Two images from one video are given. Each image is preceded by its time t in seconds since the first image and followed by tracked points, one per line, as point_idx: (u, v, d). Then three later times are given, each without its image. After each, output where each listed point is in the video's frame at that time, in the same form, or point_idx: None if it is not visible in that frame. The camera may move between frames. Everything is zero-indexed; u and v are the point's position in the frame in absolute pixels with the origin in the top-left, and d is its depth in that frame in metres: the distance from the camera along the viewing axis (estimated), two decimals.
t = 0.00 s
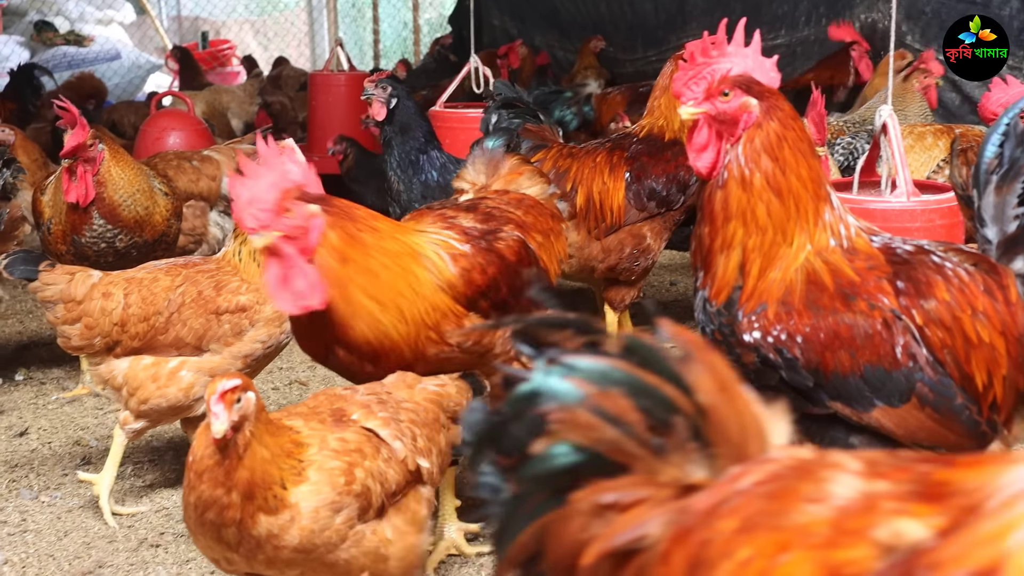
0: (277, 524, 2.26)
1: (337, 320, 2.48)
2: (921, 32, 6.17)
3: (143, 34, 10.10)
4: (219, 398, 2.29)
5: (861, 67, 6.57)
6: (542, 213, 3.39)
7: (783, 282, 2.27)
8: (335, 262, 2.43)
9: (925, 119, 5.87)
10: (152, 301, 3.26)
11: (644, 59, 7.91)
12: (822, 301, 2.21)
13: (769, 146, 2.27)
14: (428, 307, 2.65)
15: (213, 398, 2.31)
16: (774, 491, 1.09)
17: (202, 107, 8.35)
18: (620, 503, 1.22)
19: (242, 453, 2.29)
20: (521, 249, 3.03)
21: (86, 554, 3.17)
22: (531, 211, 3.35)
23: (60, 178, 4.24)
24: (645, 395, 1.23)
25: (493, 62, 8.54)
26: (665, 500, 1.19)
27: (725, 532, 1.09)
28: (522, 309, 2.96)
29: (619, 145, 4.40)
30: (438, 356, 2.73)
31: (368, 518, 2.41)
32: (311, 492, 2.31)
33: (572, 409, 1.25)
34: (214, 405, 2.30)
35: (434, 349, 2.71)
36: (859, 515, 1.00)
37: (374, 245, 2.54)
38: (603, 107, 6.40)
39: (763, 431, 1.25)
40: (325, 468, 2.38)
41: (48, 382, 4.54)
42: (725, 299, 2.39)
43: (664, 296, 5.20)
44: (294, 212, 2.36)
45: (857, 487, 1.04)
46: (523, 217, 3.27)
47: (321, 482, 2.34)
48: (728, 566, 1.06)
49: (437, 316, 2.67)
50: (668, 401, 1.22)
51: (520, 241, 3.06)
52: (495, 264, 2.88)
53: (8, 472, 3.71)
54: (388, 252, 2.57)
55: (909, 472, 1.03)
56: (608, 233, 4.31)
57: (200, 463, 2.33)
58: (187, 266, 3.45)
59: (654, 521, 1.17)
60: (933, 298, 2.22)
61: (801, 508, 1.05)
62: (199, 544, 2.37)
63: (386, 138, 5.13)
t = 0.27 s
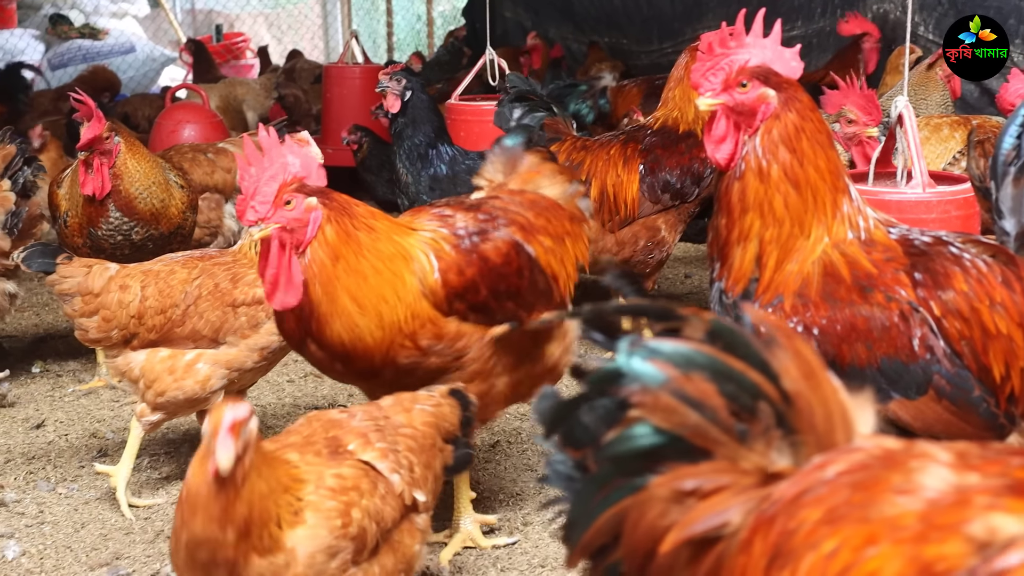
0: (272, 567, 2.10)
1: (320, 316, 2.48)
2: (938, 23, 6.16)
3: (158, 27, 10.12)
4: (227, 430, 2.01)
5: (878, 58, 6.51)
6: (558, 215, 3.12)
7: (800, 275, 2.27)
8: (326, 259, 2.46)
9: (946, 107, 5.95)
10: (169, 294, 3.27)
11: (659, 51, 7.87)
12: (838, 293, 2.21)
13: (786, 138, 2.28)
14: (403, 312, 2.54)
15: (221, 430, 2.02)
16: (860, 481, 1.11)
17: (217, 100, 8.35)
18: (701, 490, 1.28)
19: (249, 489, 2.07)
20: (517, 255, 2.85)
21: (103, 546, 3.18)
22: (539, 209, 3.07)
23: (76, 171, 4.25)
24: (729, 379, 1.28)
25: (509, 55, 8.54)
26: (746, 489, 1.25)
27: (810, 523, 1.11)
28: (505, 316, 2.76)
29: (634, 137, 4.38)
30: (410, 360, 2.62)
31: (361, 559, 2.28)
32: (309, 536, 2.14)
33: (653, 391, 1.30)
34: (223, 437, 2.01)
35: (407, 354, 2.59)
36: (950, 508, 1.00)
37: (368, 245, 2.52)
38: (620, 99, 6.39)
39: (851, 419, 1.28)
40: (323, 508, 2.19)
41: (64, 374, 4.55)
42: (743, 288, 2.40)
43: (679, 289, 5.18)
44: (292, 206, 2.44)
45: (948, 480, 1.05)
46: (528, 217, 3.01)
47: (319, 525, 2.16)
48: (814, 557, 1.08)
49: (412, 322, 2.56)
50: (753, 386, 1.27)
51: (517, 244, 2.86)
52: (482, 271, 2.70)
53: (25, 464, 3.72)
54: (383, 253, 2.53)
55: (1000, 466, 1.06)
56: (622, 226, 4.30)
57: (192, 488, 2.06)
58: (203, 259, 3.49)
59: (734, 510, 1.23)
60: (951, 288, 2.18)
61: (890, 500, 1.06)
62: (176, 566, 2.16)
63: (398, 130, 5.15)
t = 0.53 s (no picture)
0: None
1: (266, 306, 2.26)
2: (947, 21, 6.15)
3: (166, 25, 10.26)
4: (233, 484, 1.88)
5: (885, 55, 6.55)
6: (534, 232, 2.99)
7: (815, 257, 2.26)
8: (270, 246, 2.25)
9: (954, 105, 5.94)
10: (180, 291, 3.27)
11: (667, 49, 7.87)
12: (848, 288, 2.21)
13: (788, 92, 2.25)
14: (349, 308, 2.33)
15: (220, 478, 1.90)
16: (902, 476, 1.06)
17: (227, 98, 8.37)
18: (742, 481, 1.23)
19: (266, 524, 1.97)
20: (476, 270, 2.66)
21: (113, 543, 3.19)
22: (512, 225, 2.94)
23: (86, 168, 4.26)
24: (773, 370, 1.23)
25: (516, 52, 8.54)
26: (789, 480, 1.20)
27: (850, 517, 1.08)
28: (454, 332, 2.54)
29: (643, 136, 4.38)
30: (351, 365, 2.41)
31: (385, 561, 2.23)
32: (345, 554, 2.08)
33: (697, 380, 1.26)
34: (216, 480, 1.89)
35: (351, 357, 2.38)
36: (994, 504, 0.97)
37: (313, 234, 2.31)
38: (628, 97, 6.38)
39: (895, 416, 1.21)
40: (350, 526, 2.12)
41: (74, 371, 4.56)
42: (758, 265, 2.38)
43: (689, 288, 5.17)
44: (236, 189, 2.23)
45: (993, 476, 1.01)
46: (497, 232, 2.86)
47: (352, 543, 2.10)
48: (852, 551, 1.05)
49: (358, 322, 2.34)
50: (798, 378, 1.22)
51: (476, 259, 2.68)
52: (431, 282, 2.50)
53: (35, 460, 3.73)
54: (329, 245, 2.32)
55: None
56: (630, 224, 4.29)
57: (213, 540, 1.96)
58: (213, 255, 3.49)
59: (775, 501, 1.18)
60: (965, 288, 2.18)
61: (933, 495, 1.02)
62: None
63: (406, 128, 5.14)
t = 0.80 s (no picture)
0: None
1: (230, 310, 2.20)
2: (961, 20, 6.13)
3: (178, 24, 10.25)
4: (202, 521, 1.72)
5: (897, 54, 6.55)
6: (511, 231, 2.96)
7: (825, 250, 2.24)
8: (234, 248, 2.19)
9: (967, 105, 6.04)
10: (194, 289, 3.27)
11: (678, 48, 7.85)
12: (856, 281, 2.19)
13: (804, 91, 2.25)
14: (315, 309, 2.29)
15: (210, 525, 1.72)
16: (934, 474, 1.09)
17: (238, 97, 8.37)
18: (774, 474, 1.26)
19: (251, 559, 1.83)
20: (445, 269, 2.59)
21: (127, 541, 3.20)
22: (489, 224, 2.91)
23: (100, 167, 4.28)
24: (815, 361, 1.25)
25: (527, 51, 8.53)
26: (820, 475, 1.23)
27: (882, 515, 1.10)
28: (420, 334, 2.47)
29: (656, 134, 4.37)
30: (315, 368, 2.36)
31: None
32: None
33: (737, 368, 1.27)
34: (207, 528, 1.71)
35: (316, 360, 2.33)
36: None
37: (279, 234, 2.26)
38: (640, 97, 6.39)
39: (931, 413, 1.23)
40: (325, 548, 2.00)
41: (87, 369, 4.57)
42: (766, 259, 2.37)
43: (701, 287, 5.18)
44: (198, 189, 2.19)
45: None
46: (470, 231, 2.82)
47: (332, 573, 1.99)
48: (883, 550, 1.07)
49: (323, 324, 2.31)
50: (840, 370, 1.24)
51: (444, 257, 2.62)
52: (396, 282, 2.44)
53: (49, 458, 3.74)
54: (295, 242, 2.27)
55: None
56: (643, 223, 4.29)
57: None
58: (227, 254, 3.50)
59: (805, 495, 1.21)
60: (973, 282, 2.19)
61: (966, 494, 1.04)
62: None
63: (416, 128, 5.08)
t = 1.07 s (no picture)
0: None
1: (216, 293, 2.24)
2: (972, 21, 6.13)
3: (188, 25, 10.28)
4: None
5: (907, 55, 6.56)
6: (509, 242, 2.95)
7: (831, 246, 2.25)
8: (215, 229, 2.22)
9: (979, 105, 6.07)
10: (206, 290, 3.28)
11: (686, 49, 7.87)
12: (860, 269, 2.20)
13: (815, 95, 2.27)
14: (302, 301, 2.32)
15: None
16: (958, 478, 1.08)
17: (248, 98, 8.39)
18: (799, 475, 1.28)
19: None
20: (442, 277, 2.61)
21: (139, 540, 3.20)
22: (487, 233, 2.91)
23: (113, 168, 4.30)
24: (855, 360, 1.29)
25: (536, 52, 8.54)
26: (844, 477, 1.23)
27: (904, 520, 1.09)
28: (413, 341, 2.50)
29: (666, 136, 4.37)
30: (304, 366, 2.38)
31: None
32: None
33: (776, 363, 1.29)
34: None
35: (303, 357, 2.36)
36: None
37: (261, 216, 2.28)
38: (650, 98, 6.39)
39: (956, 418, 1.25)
40: None
41: (99, 370, 4.58)
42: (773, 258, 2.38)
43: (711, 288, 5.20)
44: (178, 167, 2.22)
45: None
46: (469, 238, 2.83)
47: None
48: (906, 556, 1.07)
49: (310, 317, 2.33)
50: (875, 371, 1.28)
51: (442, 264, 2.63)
52: (390, 286, 2.46)
53: (61, 458, 3.75)
54: (277, 227, 2.30)
55: None
56: (654, 225, 4.30)
57: None
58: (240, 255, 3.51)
59: (829, 498, 1.21)
60: (977, 271, 2.22)
61: (991, 499, 1.03)
62: None
63: (426, 129, 5.07)
